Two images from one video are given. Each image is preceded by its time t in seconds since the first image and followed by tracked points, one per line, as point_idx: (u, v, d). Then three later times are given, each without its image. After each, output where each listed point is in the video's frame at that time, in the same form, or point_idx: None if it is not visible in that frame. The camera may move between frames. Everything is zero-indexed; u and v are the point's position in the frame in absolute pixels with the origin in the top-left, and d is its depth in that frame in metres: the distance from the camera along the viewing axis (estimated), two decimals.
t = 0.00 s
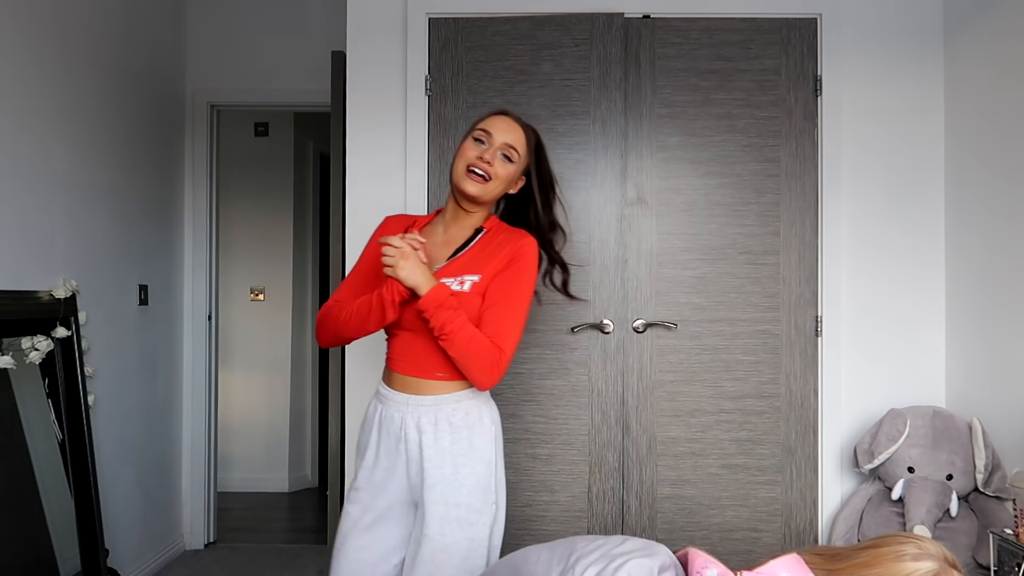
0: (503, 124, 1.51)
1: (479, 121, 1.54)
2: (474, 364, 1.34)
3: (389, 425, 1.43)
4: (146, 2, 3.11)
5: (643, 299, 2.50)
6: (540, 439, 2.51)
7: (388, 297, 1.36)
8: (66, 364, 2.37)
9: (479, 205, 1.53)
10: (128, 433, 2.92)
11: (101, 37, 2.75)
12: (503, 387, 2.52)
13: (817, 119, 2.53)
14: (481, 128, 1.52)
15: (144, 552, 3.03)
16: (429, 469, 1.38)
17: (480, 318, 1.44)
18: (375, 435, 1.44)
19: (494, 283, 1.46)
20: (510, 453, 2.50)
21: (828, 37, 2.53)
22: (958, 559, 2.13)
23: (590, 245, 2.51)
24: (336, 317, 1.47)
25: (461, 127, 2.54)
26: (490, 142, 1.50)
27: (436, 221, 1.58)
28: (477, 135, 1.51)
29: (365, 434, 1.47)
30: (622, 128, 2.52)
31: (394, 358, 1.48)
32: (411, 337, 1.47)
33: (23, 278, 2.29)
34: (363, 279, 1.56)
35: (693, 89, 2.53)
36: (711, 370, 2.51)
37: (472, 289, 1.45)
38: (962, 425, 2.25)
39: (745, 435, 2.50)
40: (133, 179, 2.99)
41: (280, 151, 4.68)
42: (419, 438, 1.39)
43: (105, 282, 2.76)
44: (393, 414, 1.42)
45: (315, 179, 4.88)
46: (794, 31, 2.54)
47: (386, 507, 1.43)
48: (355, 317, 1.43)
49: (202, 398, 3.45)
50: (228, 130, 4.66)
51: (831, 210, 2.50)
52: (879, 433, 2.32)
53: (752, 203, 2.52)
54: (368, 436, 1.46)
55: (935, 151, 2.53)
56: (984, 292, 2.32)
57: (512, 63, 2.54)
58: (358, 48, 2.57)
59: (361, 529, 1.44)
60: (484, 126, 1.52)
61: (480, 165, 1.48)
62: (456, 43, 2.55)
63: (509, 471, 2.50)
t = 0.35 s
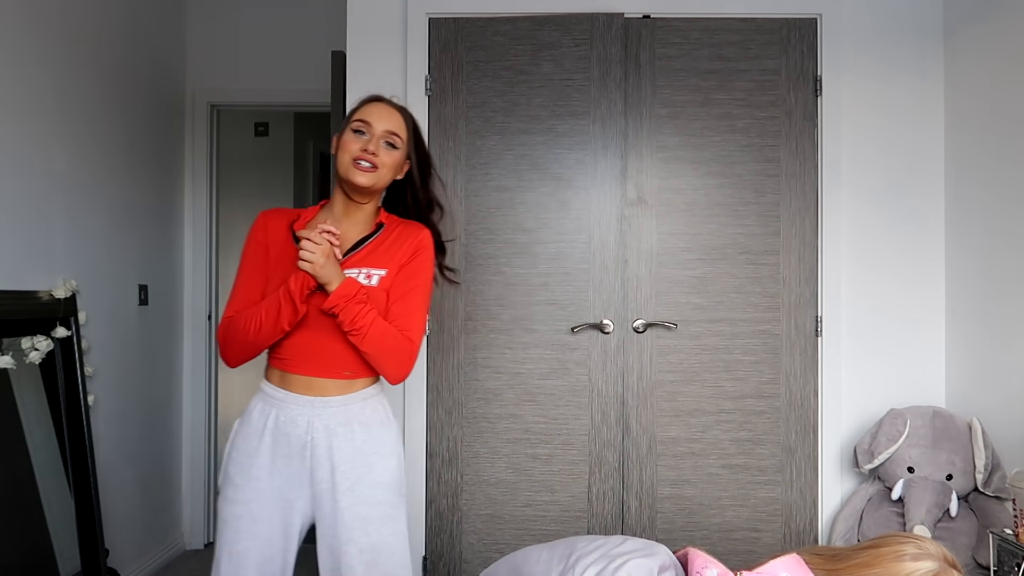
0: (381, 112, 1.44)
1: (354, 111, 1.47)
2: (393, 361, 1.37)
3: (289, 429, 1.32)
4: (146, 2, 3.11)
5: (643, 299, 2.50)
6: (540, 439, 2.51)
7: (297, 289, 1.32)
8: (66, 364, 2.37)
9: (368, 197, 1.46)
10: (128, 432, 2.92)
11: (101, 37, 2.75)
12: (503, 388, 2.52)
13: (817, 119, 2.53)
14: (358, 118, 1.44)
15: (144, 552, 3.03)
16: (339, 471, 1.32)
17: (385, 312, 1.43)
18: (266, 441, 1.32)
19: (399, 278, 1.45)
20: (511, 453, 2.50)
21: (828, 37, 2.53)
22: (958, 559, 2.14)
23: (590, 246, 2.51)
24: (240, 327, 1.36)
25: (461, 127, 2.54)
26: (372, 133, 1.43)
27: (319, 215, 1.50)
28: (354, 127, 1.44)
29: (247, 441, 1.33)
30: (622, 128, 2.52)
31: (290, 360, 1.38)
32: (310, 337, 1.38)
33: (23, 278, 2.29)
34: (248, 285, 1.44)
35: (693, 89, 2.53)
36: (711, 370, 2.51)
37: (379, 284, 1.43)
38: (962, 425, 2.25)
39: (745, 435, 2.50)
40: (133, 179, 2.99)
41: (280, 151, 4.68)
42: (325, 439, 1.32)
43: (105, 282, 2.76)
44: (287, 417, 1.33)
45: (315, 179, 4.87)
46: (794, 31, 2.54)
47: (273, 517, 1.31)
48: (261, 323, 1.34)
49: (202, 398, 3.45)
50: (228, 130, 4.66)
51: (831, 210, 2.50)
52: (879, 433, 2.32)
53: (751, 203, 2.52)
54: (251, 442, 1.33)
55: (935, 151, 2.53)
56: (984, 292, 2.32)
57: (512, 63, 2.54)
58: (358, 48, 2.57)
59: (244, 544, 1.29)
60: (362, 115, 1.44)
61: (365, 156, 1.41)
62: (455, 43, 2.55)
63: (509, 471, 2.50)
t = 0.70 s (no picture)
0: (262, 108, 1.58)
1: (228, 108, 1.57)
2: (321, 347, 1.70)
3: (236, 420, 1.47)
4: (146, 2, 3.11)
5: (643, 299, 2.50)
6: (540, 438, 2.51)
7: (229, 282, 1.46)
8: (66, 364, 2.37)
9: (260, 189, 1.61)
10: (128, 433, 2.92)
11: (101, 37, 2.75)
12: (503, 388, 2.52)
13: (817, 119, 2.53)
14: (239, 116, 1.57)
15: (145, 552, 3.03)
16: (271, 454, 1.50)
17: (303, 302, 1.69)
18: (194, 441, 1.44)
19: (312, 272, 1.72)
20: (510, 453, 2.50)
21: (828, 37, 2.53)
22: (958, 559, 2.14)
23: (590, 246, 2.51)
24: (154, 326, 1.43)
25: (461, 127, 2.54)
26: (259, 129, 1.57)
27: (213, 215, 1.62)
28: (239, 127, 1.56)
29: (174, 445, 1.43)
30: (622, 128, 2.52)
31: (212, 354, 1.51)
32: (237, 330, 1.54)
33: (21, 277, 2.28)
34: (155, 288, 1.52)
35: (694, 89, 2.53)
36: (712, 370, 2.51)
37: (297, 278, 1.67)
38: (962, 425, 2.25)
39: (745, 434, 2.50)
40: (133, 179, 2.99)
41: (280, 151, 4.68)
42: (253, 430, 1.48)
43: (105, 282, 2.76)
44: (210, 419, 1.46)
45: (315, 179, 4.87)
46: (794, 31, 2.54)
47: (212, 506, 1.44)
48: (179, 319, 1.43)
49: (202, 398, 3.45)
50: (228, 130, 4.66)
51: (831, 209, 2.50)
52: (879, 433, 2.32)
53: (752, 203, 2.52)
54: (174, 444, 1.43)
55: (935, 151, 2.53)
56: (984, 292, 2.32)
57: (512, 63, 2.54)
58: (358, 49, 2.58)
59: (191, 537, 1.43)
60: (241, 113, 1.57)
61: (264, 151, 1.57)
62: (455, 42, 2.55)
63: (509, 471, 2.50)
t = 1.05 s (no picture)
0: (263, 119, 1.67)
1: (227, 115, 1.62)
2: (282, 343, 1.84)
3: (241, 414, 1.52)
4: (146, 2, 3.11)
5: (643, 299, 2.50)
6: (540, 438, 2.51)
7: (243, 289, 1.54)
8: (66, 364, 2.36)
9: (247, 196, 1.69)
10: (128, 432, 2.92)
11: (101, 37, 2.75)
12: (503, 387, 2.52)
13: (817, 119, 2.52)
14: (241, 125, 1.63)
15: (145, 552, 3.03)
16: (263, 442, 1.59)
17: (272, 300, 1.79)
18: (207, 437, 1.47)
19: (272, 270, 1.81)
20: (510, 453, 2.51)
21: (827, 37, 2.53)
22: (958, 559, 2.14)
23: (590, 246, 2.51)
24: (167, 330, 1.43)
25: (461, 127, 2.54)
26: (258, 141, 1.66)
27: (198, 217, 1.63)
28: (246, 136, 1.64)
29: (190, 441, 1.45)
30: (623, 128, 2.52)
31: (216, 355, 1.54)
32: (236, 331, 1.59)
33: (20, 279, 2.28)
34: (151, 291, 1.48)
35: (694, 89, 2.53)
36: (712, 370, 2.51)
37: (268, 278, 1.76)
38: (962, 425, 2.25)
39: (745, 434, 2.50)
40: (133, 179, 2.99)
41: (280, 151, 4.69)
42: (253, 421, 1.56)
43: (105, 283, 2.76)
44: (222, 414, 1.49)
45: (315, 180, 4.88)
46: (794, 31, 2.54)
47: (224, 497, 1.49)
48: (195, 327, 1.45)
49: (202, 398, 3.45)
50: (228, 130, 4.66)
51: (831, 209, 2.50)
52: (879, 433, 2.32)
53: (752, 203, 2.52)
54: (190, 442, 1.45)
55: (935, 151, 2.53)
56: (984, 292, 2.32)
57: (512, 63, 2.54)
58: (358, 48, 2.57)
59: (207, 527, 1.46)
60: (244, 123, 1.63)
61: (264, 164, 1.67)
62: (455, 42, 2.55)
63: (509, 471, 2.50)
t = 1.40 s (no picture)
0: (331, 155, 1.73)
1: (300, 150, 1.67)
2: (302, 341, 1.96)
3: (295, 412, 1.67)
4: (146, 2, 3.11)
5: (643, 299, 2.50)
6: (540, 438, 2.51)
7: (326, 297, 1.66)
8: (66, 364, 2.36)
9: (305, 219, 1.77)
10: (128, 432, 2.92)
11: (101, 37, 2.75)
12: (503, 388, 2.52)
13: (817, 118, 2.52)
14: (312, 159, 1.69)
15: (144, 552, 3.03)
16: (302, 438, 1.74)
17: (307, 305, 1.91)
18: (275, 433, 1.61)
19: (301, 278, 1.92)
20: (510, 453, 2.51)
21: (827, 37, 2.53)
22: (958, 559, 2.14)
23: (590, 246, 2.51)
24: (281, 338, 1.53)
25: (461, 127, 2.54)
26: (325, 173, 1.72)
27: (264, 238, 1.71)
28: (314, 171, 1.69)
29: (262, 436, 1.59)
30: (623, 128, 2.52)
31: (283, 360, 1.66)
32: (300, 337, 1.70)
33: (20, 279, 2.28)
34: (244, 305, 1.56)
35: (694, 89, 2.53)
36: (712, 370, 2.51)
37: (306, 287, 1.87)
38: (962, 425, 2.25)
39: (745, 434, 2.50)
40: (134, 180, 2.99)
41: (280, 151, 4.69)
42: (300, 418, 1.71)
43: (105, 283, 2.76)
44: (288, 418, 1.64)
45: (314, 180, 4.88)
46: (794, 31, 2.54)
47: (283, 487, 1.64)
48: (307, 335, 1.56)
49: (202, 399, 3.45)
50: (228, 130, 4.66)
51: (831, 209, 2.50)
52: (879, 433, 2.32)
53: (752, 203, 2.52)
54: (262, 439, 1.59)
55: (935, 151, 2.53)
56: (984, 292, 2.32)
57: (512, 63, 2.54)
58: (358, 48, 2.57)
59: (270, 515, 1.60)
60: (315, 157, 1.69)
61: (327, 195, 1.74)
62: (455, 42, 2.55)
63: (509, 471, 2.50)
